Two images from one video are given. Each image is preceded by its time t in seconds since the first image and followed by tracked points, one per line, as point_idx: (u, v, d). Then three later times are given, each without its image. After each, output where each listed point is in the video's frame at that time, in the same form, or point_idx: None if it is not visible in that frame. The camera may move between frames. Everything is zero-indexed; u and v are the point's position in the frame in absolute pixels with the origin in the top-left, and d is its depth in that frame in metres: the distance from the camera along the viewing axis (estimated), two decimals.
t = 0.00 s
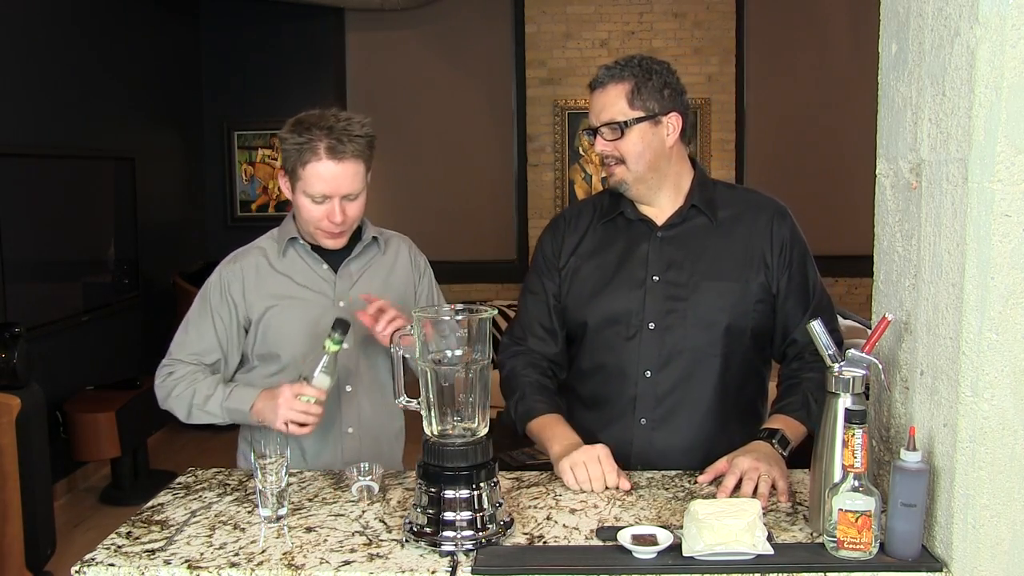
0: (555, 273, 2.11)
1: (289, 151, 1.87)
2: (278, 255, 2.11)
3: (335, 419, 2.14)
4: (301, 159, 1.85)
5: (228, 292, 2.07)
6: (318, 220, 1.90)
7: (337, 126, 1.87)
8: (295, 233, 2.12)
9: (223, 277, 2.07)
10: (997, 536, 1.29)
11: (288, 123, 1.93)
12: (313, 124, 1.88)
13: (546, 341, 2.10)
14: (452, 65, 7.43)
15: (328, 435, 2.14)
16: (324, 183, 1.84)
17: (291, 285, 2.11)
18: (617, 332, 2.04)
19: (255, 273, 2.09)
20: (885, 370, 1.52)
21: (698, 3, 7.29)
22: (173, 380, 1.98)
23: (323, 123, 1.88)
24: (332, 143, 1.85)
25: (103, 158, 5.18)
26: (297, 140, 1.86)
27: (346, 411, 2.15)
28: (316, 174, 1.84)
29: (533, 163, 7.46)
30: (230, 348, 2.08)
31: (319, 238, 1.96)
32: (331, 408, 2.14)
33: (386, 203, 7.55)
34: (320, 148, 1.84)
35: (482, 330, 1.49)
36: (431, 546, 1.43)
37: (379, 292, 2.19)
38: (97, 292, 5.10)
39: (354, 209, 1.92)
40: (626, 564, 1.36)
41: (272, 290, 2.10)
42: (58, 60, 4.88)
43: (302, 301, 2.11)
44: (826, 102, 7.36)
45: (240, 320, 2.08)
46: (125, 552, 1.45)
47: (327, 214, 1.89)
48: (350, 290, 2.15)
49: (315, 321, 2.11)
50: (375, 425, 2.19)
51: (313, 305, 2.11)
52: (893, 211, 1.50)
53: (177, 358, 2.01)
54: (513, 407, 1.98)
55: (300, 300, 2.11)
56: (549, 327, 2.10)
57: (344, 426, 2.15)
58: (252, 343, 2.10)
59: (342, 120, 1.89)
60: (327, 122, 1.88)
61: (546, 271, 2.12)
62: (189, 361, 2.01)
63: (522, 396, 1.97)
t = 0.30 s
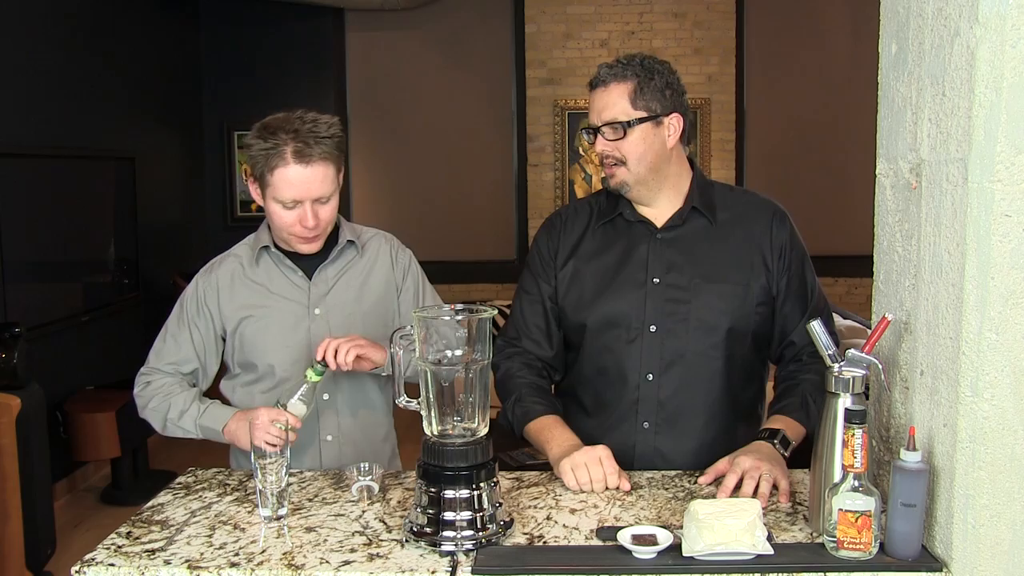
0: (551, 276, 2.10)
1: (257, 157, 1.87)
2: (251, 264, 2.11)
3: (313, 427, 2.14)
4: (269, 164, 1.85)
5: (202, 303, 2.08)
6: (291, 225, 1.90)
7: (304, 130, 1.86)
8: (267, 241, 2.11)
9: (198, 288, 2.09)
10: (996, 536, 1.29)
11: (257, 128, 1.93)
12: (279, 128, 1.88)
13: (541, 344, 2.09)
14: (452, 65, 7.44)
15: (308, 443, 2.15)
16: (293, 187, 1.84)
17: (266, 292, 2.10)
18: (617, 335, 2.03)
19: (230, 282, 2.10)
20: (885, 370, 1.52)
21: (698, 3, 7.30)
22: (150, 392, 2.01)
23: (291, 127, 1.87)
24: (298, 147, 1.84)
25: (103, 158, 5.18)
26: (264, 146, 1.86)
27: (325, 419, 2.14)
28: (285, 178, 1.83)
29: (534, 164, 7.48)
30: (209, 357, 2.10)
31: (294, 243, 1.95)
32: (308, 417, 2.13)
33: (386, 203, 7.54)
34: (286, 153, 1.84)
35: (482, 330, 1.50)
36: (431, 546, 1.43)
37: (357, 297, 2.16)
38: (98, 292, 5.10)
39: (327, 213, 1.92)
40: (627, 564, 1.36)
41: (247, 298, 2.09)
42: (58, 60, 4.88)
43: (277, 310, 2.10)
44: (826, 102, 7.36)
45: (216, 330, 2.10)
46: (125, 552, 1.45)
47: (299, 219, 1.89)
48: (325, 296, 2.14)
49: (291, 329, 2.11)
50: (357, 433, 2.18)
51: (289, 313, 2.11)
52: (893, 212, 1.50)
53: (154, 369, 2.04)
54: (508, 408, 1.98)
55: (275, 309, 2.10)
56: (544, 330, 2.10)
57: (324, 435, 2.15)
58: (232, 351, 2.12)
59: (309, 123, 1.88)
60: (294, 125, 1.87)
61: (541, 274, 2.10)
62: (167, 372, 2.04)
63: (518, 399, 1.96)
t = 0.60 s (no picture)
0: (550, 279, 2.10)
1: (244, 161, 1.87)
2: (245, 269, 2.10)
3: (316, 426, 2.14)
4: (258, 168, 1.85)
5: (198, 312, 2.06)
6: (281, 227, 1.90)
7: (289, 131, 1.86)
8: (259, 243, 2.10)
9: (191, 297, 2.07)
10: (997, 536, 1.29)
11: (240, 132, 1.92)
12: (266, 131, 1.87)
13: (537, 346, 2.09)
14: (452, 65, 7.44)
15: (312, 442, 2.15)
16: (281, 189, 1.84)
17: (261, 296, 2.10)
18: (617, 334, 2.03)
19: (224, 288, 2.09)
20: (885, 370, 1.52)
21: (698, 3, 7.30)
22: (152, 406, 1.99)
23: (275, 129, 1.87)
24: (287, 150, 1.84)
25: (103, 158, 5.18)
26: (251, 150, 1.86)
27: (328, 416, 2.14)
28: (274, 182, 1.83)
29: (534, 164, 7.48)
30: (207, 366, 2.08)
31: (284, 245, 1.95)
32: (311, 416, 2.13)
33: (386, 203, 7.54)
34: (274, 155, 1.84)
35: (481, 329, 1.50)
36: (431, 546, 1.43)
37: (350, 295, 2.18)
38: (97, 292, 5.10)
39: (317, 213, 1.92)
40: (626, 564, 1.36)
41: (243, 303, 2.09)
42: (58, 59, 4.88)
43: (274, 313, 2.10)
44: (826, 102, 7.36)
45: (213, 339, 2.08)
46: (125, 552, 1.45)
47: (289, 221, 1.89)
48: (320, 296, 2.14)
49: (288, 332, 2.11)
50: (359, 431, 2.18)
51: (286, 316, 2.11)
52: (893, 211, 1.50)
53: (153, 383, 2.01)
54: (507, 411, 1.98)
55: (271, 312, 2.10)
56: (542, 330, 2.10)
57: (326, 433, 2.14)
58: (229, 358, 2.11)
59: (293, 124, 1.88)
60: (279, 127, 1.87)
61: (538, 275, 2.11)
62: (166, 385, 2.01)
63: (516, 400, 1.97)
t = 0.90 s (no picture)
0: (551, 279, 2.09)
1: (243, 161, 1.87)
2: (245, 269, 2.10)
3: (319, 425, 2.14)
4: (257, 167, 1.85)
5: (198, 313, 2.06)
6: (281, 226, 1.90)
7: (288, 130, 1.86)
8: (259, 243, 2.10)
9: (191, 299, 2.06)
10: (998, 536, 1.29)
11: (237, 133, 1.93)
12: (266, 130, 1.88)
13: (537, 347, 2.09)
14: (452, 65, 7.44)
15: (317, 441, 2.14)
16: (282, 187, 1.84)
17: (261, 296, 2.10)
18: (620, 334, 2.03)
19: (224, 289, 2.09)
20: (885, 370, 1.52)
21: (698, 3, 7.29)
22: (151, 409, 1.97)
23: (273, 128, 1.87)
24: (286, 148, 1.84)
25: (102, 158, 5.19)
26: (252, 148, 1.86)
27: (331, 415, 2.14)
28: (274, 181, 1.83)
29: (534, 164, 7.48)
30: (208, 368, 2.08)
31: (282, 244, 1.95)
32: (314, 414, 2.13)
33: (385, 203, 7.54)
34: (273, 153, 1.84)
35: (481, 329, 1.50)
36: (431, 546, 1.43)
37: (350, 293, 2.18)
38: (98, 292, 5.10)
39: (316, 212, 1.92)
40: (626, 564, 1.36)
41: (243, 304, 2.09)
42: (58, 59, 4.89)
43: (276, 312, 2.10)
44: (825, 102, 7.36)
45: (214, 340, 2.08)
46: (125, 552, 1.46)
47: (289, 220, 1.89)
48: (320, 294, 2.15)
49: (290, 332, 2.11)
50: (362, 427, 2.19)
51: (287, 315, 2.11)
52: (893, 212, 1.50)
53: (153, 386, 2.00)
54: (507, 411, 1.98)
55: (272, 312, 2.10)
56: (542, 331, 2.09)
57: (330, 432, 2.14)
58: (229, 359, 2.11)
59: (290, 123, 1.88)
60: (276, 126, 1.87)
61: (539, 277, 2.10)
62: (167, 387, 2.00)
63: (516, 400, 1.97)
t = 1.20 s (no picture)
0: (551, 278, 2.09)
1: (242, 161, 1.87)
2: (245, 269, 2.10)
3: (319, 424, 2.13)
4: (257, 168, 1.85)
5: (199, 313, 2.06)
6: (281, 227, 1.90)
7: (288, 130, 1.86)
8: (260, 243, 2.10)
9: (192, 298, 2.06)
10: (998, 536, 1.29)
11: (237, 133, 1.93)
12: (265, 131, 1.87)
13: (540, 346, 2.09)
14: (452, 65, 7.44)
15: (317, 441, 2.14)
16: (282, 188, 1.84)
17: (262, 296, 2.10)
18: (622, 333, 2.03)
19: (224, 289, 2.09)
20: (885, 370, 1.52)
21: (698, 3, 7.29)
22: (150, 409, 1.98)
23: (272, 129, 1.87)
24: (286, 148, 1.84)
25: (102, 158, 5.18)
26: (252, 150, 1.85)
27: (331, 414, 2.14)
28: (273, 181, 1.83)
29: (533, 164, 7.48)
30: (208, 368, 2.08)
31: (284, 245, 1.95)
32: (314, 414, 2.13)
33: (386, 203, 7.53)
34: (273, 154, 1.84)
35: (482, 329, 1.50)
36: (431, 546, 1.43)
37: (350, 293, 2.18)
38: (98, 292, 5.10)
39: (316, 212, 1.92)
40: (627, 564, 1.36)
41: (243, 304, 2.09)
42: (58, 60, 4.88)
43: (276, 312, 2.10)
44: (825, 102, 7.36)
45: (214, 340, 2.08)
46: (125, 552, 1.45)
47: (288, 221, 1.89)
48: (321, 294, 2.15)
49: (290, 332, 2.11)
50: (362, 427, 2.19)
51: (287, 315, 2.11)
52: (893, 212, 1.50)
53: (153, 385, 2.01)
54: (509, 410, 1.98)
55: (273, 312, 2.10)
56: (545, 330, 2.09)
57: (330, 431, 2.14)
58: (230, 359, 2.11)
59: (290, 123, 1.88)
60: (276, 127, 1.87)
61: (540, 276, 2.09)
62: (167, 387, 2.00)
63: (518, 398, 1.96)
